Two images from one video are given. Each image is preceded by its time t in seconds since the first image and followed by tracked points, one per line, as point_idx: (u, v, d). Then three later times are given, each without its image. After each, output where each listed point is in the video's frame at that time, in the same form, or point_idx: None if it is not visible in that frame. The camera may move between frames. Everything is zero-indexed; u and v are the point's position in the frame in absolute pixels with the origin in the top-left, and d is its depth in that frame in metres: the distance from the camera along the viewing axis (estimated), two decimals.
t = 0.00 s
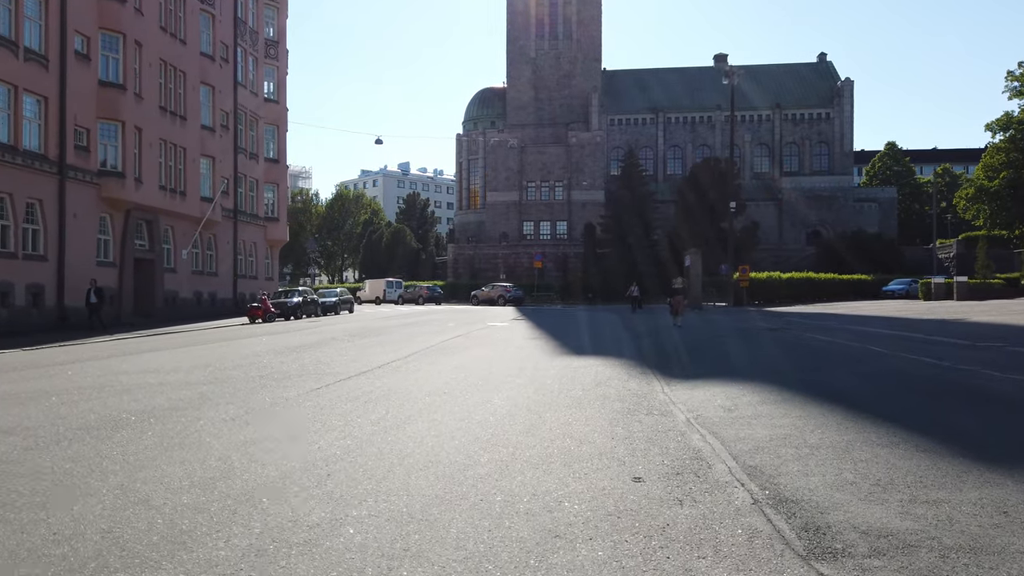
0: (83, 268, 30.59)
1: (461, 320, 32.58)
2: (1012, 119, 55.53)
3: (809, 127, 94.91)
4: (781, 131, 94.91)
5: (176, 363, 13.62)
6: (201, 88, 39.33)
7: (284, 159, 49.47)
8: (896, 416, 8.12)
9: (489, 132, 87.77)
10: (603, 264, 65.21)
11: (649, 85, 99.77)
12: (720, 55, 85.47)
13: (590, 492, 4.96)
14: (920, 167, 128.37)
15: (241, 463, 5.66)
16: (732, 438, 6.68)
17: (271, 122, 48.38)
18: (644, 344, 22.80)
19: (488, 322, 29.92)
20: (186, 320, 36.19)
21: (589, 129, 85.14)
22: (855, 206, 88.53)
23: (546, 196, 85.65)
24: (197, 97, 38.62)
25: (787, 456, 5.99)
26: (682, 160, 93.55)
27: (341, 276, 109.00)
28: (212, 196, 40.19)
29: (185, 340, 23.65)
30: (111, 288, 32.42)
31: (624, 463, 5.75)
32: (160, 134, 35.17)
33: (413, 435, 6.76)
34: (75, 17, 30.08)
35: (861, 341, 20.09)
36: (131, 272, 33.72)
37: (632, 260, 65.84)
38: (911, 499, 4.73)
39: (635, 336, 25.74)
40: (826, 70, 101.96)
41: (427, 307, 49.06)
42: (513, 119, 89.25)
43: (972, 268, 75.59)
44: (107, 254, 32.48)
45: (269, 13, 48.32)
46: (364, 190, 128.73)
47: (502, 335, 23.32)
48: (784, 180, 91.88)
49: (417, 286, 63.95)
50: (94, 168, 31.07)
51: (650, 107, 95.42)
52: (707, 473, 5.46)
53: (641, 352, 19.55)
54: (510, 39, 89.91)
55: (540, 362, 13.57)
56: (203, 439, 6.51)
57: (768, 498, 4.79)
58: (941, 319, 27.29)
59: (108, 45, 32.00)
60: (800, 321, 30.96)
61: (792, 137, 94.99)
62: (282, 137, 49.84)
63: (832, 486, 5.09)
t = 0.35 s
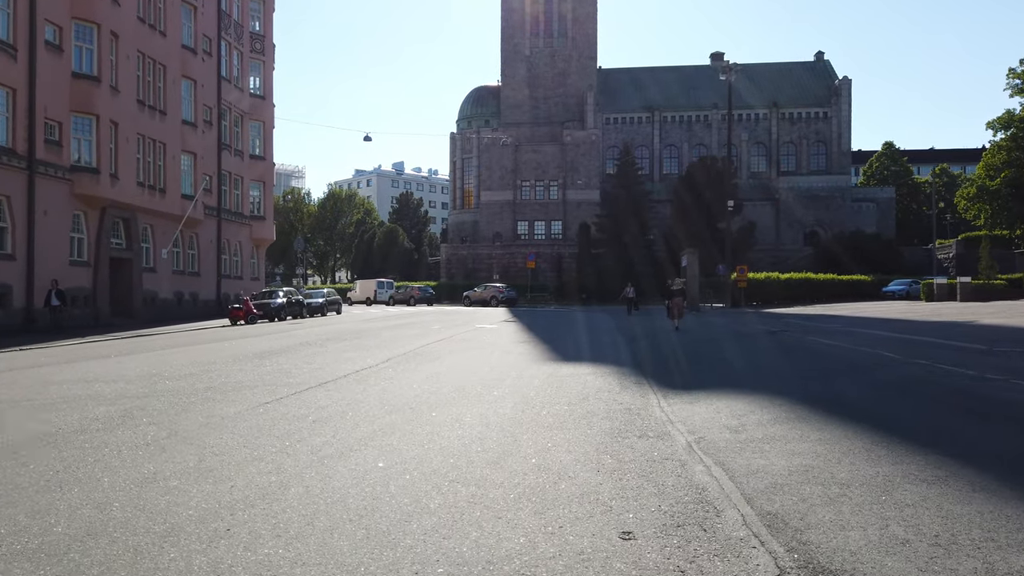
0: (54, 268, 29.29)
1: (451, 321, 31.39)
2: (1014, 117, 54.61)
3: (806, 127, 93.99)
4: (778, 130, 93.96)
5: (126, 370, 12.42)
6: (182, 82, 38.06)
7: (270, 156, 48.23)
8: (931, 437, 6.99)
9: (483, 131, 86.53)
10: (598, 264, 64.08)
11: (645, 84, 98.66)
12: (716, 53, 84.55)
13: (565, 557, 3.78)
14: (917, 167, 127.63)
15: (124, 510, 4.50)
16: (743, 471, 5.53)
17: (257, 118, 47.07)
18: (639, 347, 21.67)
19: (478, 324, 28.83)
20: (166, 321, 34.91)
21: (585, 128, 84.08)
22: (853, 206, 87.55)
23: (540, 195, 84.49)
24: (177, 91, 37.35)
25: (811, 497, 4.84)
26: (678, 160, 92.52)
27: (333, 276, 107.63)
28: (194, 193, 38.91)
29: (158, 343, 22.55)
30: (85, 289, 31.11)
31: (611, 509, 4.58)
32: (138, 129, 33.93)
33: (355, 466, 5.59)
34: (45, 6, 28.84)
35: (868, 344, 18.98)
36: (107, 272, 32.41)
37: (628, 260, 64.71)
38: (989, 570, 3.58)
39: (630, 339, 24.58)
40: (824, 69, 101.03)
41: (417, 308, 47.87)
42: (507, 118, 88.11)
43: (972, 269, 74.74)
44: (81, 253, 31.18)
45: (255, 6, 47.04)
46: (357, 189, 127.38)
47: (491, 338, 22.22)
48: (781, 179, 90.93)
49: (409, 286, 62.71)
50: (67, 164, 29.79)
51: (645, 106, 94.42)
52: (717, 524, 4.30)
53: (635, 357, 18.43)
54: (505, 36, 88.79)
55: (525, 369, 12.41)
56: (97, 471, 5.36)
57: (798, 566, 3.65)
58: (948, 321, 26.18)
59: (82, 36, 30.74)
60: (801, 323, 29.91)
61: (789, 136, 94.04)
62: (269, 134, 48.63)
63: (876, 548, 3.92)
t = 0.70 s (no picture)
0: (29, 266, 28.06)
1: (444, 322, 30.17)
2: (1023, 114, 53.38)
3: (808, 124, 92.80)
4: (780, 128, 92.74)
5: (73, 379, 11.21)
6: (168, 74, 36.87)
7: (262, 152, 47.07)
8: (988, 469, 5.83)
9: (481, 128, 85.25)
10: (598, 263, 62.88)
11: (645, 81, 97.46)
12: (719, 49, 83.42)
13: None
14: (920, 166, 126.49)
15: None
16: (774, 522, 4.34)
17: (248, 113, 45.81)
18: (641, 350, 20.46)
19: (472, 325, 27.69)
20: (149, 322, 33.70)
21: (585, 125, 82.95)
22: (857, 205, 86.28)
23: (539, 193, 83.23)
24: (163, 83, 36.15)
25: (869, 567, 3.67)
26: (680, 158, 91.33)
27: (330, 275, 106.33)
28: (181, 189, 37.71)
29: (134, 344, 21.44)
30: (63, 288, 29.91)
31: None
32: (120, 122, 32.77)
33: (277, 511, 4.44)
34: None
35: (885, 348, 17.75)
36: (87, 270, 31.21)
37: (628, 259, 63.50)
38: None
39: (630, 341, 23.38)
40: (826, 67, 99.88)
41: (412, 308, 46.69)
42: (506, 115, 86.98)
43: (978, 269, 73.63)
44: (59, 251, 29.98)
45: None
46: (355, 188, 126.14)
47: (484, 340, 21.07)
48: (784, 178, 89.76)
49: (405, 286, 61.49)
50: (44, 157, 28.59)
51: (646, 103, 93.25)
52: None
53: (636, 359, 17.26)
54: (505, 33, 87.57)
55: (512, 377, 11.22)
56: None
57: None
58: (964, 323, 24.98)
59: (59, 24, 29.55)
60: (809, 324, 28.74)
61: (792, 134, 92.79)
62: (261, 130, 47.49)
63: None
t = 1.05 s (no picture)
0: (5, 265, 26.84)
1: (439, 323, 28.92)
2: None
3: (813, 122, 91.47)
4: (784, 126, 91.41)
5: (9, 388, 9.98)
6: (154, 66, 35.64)
7: (255, 148, 45.84)
8: None
9: (480, 125, 83.88)
10: (599, 262, 61.59)
11: (647, 79, 96.16)
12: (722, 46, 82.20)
13: None
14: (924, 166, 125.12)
15: None
16: None
17: (240, 108, 44.58)
18: (645, 353, 19.24)
19: (471, 327, 26.41)
20: (134, 323, 32.49)
21: (586, 123, 81.67)
22: (862, 204, 84.96)
23: (539, 191, 81.92)
24: (149, 76, 34.94)
25: None
26: (682, 156, 90.00)
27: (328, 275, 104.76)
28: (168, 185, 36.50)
29: (107, 346, 20.22)
30: (41, 287, 28.69)
31: None
32: (103, 115, 31.57)
33: None
34: None
35: (908, 353, 16.53)
36: (67, 269, 30.01)
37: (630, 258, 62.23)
38: None
39: (633, 344, 22.11)
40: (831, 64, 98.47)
41: (407, 309, 45.47)
42: (506, 113, 85.74)
43: (985, 270, 72.35)
44: (38, 248, 28.77)
45: None
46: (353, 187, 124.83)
47: (479, 343, 19.86)
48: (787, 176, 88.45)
49: (402, 286, 60.20)
50: (21, 150, 27.36)
51: (647, 101, 91.97)
52: None
53: (640, 365, 16.04)
54: (505, 30, 86.31)
55: (501, 388, 9.98)
56: None
57: None
58: (984, 326, 23.72)
59: (38, 12, 28.29)
60: (818, 325, 27.49)
61: (796, 131, 91.43)
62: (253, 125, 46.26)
63: None
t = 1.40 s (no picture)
0: None
1: (434, 324, 27.77)
2: None
3: (817, 120, 90.17)
4: (788, 123, 90.12)
5: None
6: (140, 58, 34.42)
7: (247, 143, 44.69)
8: None
9: (480, 122, 82.63)
10: (600, 261, 60.35)
11: (649, 75, 94.85)
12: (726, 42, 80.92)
13: None
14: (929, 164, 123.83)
15: None
16: None
17: (231, 102, 43.35)
18: (651, 358, 18.04)
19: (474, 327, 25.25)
20: (117, 323, 31.31)
21: (587, 120, 80.44)
22: (867, 202, 83.66)
23: (540, 189, 80.71)
24: (134, 67, 33.71)
25: None
26: (684, 154, 88.73)
27: (326, 274, 103.57)
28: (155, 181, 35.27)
29: (80, 348, 19.11)
30: (19, 286, 27.54)
31: None
32: (85, 108, 30.35)
33: None
34: None
35: (934, 360, 15.30)
36: (46, 266, 28.85)
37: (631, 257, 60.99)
38: None
39: (637, 348, 20.91)
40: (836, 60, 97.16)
41: (403, 309, 44.28)
42: (506, 110, 84.55)
43: (994, 270, 71.06)
44: (15, 246, 27.62)
45: None
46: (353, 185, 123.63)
47: (476, 346, 18.65)
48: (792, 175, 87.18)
49: (399, 285, 58.98)
50: None
51: (650, 98, 90.75)
52: None
53: (646, 371, 14.81)
54: (506, 26, 85.05)
55: (491, 404, 8.76)
56: None
57: None
58: (1008, 329, 22.48)
59: None
60: (830, 327, 26.25)
61: (800, 129, 90.07)
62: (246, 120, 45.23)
63: None
